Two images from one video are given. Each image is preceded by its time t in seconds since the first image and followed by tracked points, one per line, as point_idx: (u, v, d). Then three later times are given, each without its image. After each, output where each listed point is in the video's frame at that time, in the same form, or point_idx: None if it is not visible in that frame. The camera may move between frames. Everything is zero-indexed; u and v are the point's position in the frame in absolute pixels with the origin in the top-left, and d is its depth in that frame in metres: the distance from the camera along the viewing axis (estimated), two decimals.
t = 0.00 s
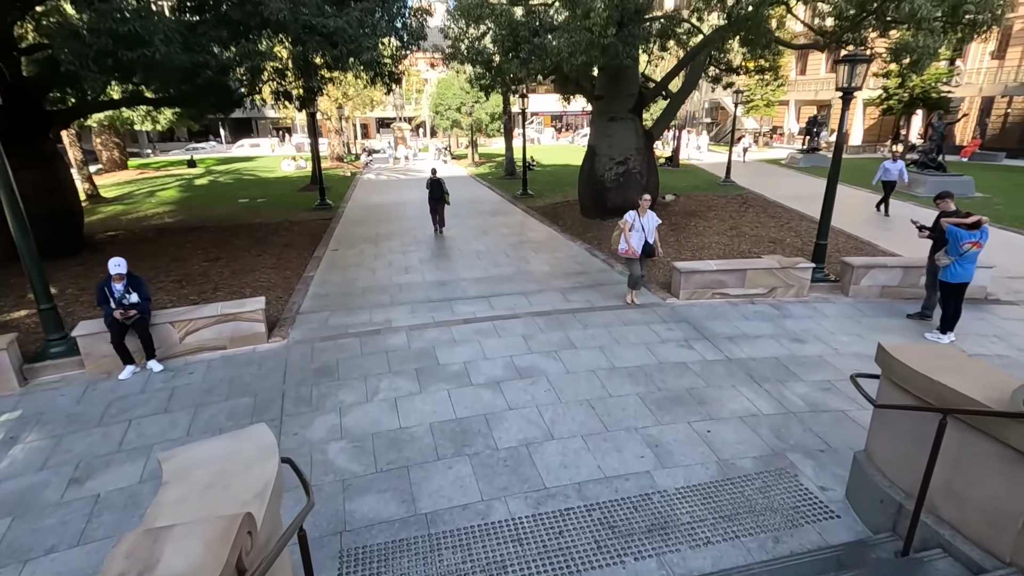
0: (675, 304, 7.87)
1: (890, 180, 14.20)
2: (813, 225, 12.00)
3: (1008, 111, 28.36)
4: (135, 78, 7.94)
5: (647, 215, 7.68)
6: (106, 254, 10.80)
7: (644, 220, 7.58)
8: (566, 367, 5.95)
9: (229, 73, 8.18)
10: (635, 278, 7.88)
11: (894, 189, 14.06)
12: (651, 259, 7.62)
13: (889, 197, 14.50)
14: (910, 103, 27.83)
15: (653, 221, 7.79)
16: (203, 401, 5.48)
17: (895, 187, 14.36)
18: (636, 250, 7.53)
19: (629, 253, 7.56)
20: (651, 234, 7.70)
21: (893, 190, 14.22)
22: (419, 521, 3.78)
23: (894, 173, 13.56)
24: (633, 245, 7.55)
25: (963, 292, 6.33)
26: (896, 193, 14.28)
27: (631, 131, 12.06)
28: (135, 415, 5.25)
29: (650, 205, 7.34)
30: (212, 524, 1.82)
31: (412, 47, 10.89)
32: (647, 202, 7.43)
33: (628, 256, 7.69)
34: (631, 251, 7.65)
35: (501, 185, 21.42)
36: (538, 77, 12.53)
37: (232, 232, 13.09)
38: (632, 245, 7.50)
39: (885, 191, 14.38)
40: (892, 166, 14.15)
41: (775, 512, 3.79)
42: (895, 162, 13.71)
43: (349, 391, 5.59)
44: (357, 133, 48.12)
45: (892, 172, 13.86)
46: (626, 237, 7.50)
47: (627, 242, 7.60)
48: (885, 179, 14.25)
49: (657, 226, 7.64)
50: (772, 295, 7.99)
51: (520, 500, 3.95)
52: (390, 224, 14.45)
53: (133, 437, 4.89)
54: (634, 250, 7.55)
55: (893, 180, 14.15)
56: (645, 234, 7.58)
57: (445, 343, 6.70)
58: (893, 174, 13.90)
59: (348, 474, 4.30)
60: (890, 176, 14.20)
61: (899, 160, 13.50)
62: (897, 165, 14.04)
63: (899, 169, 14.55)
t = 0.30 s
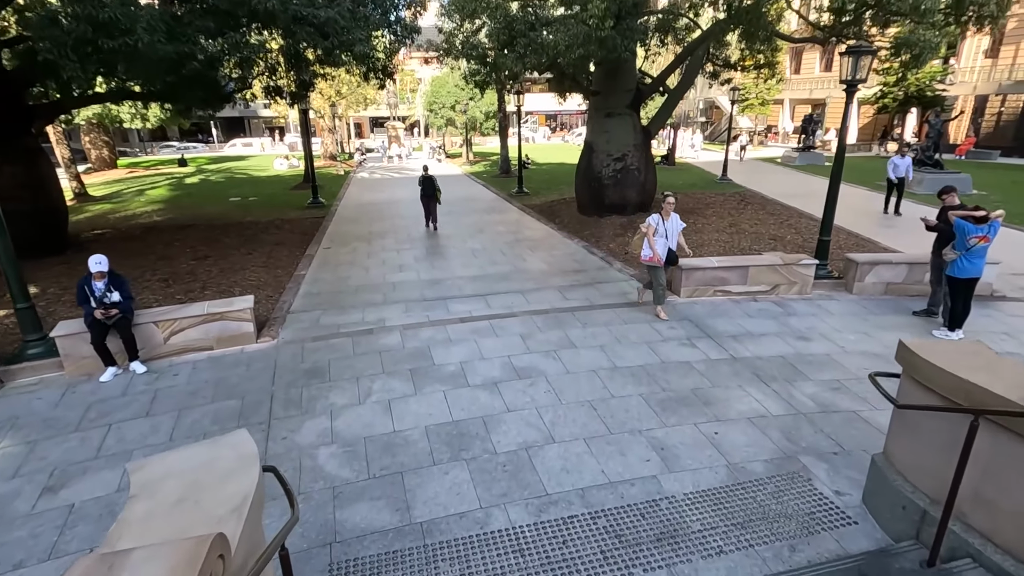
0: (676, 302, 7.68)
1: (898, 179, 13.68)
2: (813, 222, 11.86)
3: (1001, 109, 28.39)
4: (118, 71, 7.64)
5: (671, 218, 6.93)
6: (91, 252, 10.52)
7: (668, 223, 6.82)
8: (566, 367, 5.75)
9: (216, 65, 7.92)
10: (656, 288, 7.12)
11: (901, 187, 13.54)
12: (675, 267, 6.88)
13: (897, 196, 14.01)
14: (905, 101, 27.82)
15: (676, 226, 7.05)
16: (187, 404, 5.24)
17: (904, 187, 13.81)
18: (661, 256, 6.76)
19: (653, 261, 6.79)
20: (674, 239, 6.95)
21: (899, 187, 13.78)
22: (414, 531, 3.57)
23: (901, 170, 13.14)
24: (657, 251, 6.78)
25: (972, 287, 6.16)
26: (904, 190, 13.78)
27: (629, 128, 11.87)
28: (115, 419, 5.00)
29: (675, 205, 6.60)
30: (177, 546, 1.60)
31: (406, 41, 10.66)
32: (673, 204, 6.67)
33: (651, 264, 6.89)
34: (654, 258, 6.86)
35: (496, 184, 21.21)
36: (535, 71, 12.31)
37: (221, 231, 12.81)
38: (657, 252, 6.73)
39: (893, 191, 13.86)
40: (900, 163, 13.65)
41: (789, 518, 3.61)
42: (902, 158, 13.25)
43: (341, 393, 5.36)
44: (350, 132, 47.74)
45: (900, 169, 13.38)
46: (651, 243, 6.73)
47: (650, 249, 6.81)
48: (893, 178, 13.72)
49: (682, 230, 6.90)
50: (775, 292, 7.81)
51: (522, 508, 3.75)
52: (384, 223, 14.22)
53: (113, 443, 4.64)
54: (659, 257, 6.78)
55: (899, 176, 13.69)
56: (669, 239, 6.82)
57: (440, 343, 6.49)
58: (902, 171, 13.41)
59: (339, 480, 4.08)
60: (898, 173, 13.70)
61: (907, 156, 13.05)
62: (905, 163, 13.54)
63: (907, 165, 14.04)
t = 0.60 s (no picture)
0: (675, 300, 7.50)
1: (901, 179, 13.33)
2: (808, 220, 11.75)
3: (986, 110, 28.64)
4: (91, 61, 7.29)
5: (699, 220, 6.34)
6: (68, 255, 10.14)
7: (696, 228, 6.26)
8: (564, 368, 5.54)
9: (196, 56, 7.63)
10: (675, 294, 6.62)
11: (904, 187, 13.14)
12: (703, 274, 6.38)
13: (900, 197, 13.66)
14: (892, 102, 27.99)
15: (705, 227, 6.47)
16: (164, 411, 4.95)
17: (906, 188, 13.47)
18: (687, 264, 6.26)
19: (679, 269, 6.31)
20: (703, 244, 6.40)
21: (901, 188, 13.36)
22: (407, 544, 3.33)
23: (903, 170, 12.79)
24: (684, 259, 6.28)
25: (976, 283, 6.05)
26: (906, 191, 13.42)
27: (622, 125, 11.71)
28: (86, 428, 4.70)
29: (704, 208, 6.04)
30: None
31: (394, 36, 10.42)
32: (703, 207, 6.07)
33: (677, 272, 6.41)
34: (681, 265, 6.37)
35: (487, 184, 20.99)
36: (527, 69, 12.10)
37: (205, 232, 12.47)
38: (684, 260, 6.23)
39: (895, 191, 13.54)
40: (903, 164, 13.31)
41: (805, 525, 3.41)
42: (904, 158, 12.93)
43: (329, 397, 5.10)
44: (338, 134, 47.29)
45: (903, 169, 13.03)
46: (676, 249, 6.23)
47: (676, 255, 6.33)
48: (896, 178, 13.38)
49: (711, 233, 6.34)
50: (774, 290, 7.66)
51: (522, 518, 3.52)
52: (373, 223, 13.95)
53: (83, 453, 4.34)
54: (685, 265, 6.30)
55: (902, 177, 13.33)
56: (697, 244, 6.28)
57: (433, 344, 6.25)
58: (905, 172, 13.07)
59: (326, 491, 3.82)
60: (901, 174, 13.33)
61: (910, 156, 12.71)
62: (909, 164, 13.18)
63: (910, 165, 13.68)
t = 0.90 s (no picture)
0: (673, 299, 7.30)
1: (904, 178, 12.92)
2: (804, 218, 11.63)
3: (975, 109, 28.82)
4: (63, 50, 6.96)
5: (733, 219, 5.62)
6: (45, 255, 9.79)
7: (731, 227, 5.52)
8: (561, 369, 5.32)
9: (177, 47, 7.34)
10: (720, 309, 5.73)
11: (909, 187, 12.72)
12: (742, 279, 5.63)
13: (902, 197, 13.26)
14: (883, 101, 28.09)
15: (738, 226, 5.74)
16: (139, 418, 4.67)
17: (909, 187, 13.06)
18: (725, 269, 5.50)
19: (718, 275, 5.53)
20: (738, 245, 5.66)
21: (904, 188, 12.93)
22: (396, 560, 3.09)
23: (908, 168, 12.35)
24: (721, 264, 5.52)
25: (982, 279, 5.92)
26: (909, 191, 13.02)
27: (616, 122, 11.53)
28: (54, 437, 4.42)
29: (740, 205, 5.33)
30: None
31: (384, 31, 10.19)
32: (740, 202, 5.35)
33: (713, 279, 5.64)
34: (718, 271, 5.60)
35: (478, 184, 20.76)
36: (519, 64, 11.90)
37: (190, 232, 12.14)
38: (722, 265, 5.47)
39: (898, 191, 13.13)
40: (906, 162, 12.91)
41: (820, 534, 3.21)
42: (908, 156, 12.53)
43: (315, 402, 4.85)
44: (328, 134, 46.83)
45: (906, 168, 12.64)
46: (713, 253, 5.45)
47: (712, 260, 5.54)
48: (898, 177, 12.98)
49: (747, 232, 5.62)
50: (774, 288, 7.50)
51: (520, 530, 3.29)
52: (363, 223, 13.68)
53: (49, 464, 4.07)
54: (724, 270, 5.53)
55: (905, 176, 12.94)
56: (733, 245, 5.53)
57: (424, 345, 6.01)
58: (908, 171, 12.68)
59: (310, 502, 3.58)
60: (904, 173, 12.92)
61: (914, 155, 12.32)
62: (912, 163, 12.77)
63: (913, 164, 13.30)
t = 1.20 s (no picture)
0: (672, 299, 7.13)
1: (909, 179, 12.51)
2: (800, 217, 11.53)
3: (964, 110, 29.00)
4: (37, 40, 6.65)
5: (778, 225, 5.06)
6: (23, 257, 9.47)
7: (778, 233, 4.96)
8: (560, 372, 5.11)
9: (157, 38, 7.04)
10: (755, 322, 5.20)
11: (914, 189, 12.35)
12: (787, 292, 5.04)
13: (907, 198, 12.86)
14: (874, 102, 28.20)
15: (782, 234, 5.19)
16: (115, 427, 4.41)
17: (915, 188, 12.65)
18: (772, 279, 4.90)
19: (764, 286, 4.91)
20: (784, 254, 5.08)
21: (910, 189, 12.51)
22: None
23: (912, 169, 11.97)
24: (767, 273, 4.91)
25: (989, 277, 5.79)
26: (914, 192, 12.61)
27: (611, 120, 11.38)
28: (23, 448, 4.15)
29: (789, 208, 4.79)
30: None
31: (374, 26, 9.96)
32: (789, 205, 4.81)
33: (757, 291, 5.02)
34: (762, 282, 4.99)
35: (471, 184, 20.57)
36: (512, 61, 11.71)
37: (175, 233, 11.83)
38: (769, 274, 4.86)
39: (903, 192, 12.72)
40: (911, 163, 12.49)
41: (840, 546, 3.03)
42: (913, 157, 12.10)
43: (302, 408, 4.61)
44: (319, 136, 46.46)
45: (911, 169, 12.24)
46: (759, 261, 4.86)
47: (757, 270, 4.94)
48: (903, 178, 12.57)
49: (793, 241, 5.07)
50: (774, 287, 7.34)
51: (520, 545, 3.08)
52: (354, 223, 13.44)
53: (16, 478, 3.81)
54: (770, 280, 4.92)
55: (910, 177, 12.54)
56: (779, 253, 4.96)
57: (417, 348, 5.79)
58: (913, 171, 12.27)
59: (295, 516, 3.35)
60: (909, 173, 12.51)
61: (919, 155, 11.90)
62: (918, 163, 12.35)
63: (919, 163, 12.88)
